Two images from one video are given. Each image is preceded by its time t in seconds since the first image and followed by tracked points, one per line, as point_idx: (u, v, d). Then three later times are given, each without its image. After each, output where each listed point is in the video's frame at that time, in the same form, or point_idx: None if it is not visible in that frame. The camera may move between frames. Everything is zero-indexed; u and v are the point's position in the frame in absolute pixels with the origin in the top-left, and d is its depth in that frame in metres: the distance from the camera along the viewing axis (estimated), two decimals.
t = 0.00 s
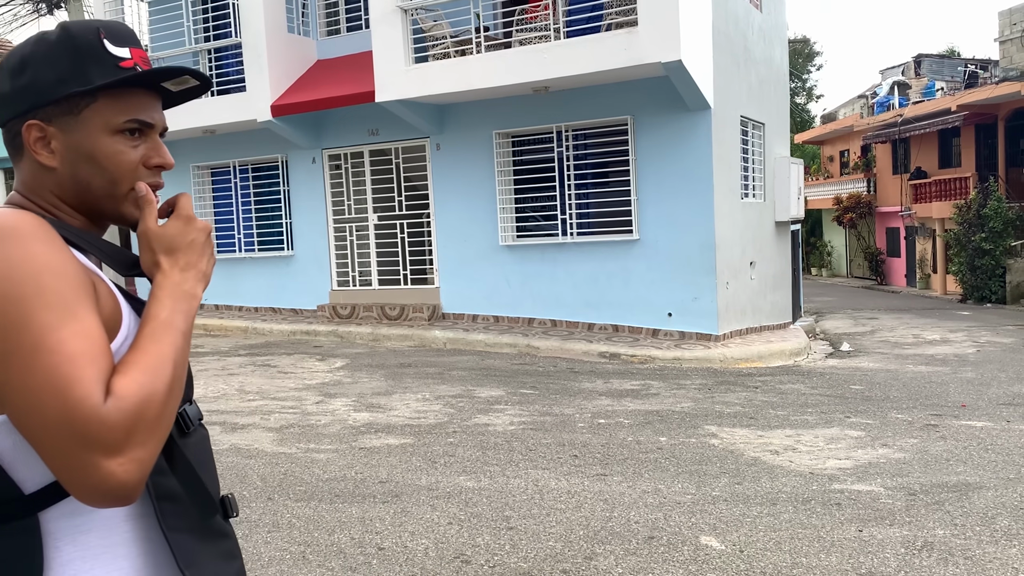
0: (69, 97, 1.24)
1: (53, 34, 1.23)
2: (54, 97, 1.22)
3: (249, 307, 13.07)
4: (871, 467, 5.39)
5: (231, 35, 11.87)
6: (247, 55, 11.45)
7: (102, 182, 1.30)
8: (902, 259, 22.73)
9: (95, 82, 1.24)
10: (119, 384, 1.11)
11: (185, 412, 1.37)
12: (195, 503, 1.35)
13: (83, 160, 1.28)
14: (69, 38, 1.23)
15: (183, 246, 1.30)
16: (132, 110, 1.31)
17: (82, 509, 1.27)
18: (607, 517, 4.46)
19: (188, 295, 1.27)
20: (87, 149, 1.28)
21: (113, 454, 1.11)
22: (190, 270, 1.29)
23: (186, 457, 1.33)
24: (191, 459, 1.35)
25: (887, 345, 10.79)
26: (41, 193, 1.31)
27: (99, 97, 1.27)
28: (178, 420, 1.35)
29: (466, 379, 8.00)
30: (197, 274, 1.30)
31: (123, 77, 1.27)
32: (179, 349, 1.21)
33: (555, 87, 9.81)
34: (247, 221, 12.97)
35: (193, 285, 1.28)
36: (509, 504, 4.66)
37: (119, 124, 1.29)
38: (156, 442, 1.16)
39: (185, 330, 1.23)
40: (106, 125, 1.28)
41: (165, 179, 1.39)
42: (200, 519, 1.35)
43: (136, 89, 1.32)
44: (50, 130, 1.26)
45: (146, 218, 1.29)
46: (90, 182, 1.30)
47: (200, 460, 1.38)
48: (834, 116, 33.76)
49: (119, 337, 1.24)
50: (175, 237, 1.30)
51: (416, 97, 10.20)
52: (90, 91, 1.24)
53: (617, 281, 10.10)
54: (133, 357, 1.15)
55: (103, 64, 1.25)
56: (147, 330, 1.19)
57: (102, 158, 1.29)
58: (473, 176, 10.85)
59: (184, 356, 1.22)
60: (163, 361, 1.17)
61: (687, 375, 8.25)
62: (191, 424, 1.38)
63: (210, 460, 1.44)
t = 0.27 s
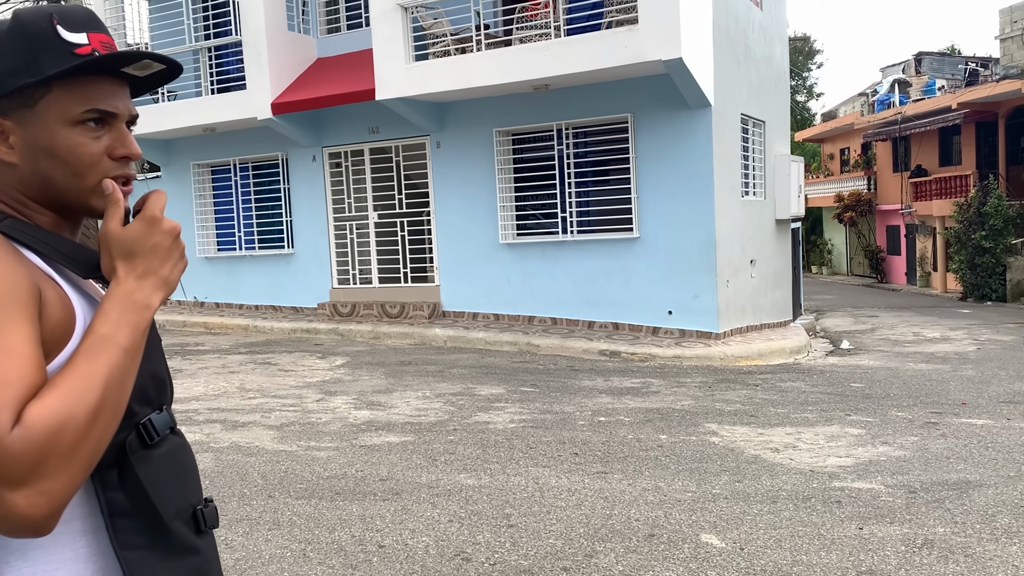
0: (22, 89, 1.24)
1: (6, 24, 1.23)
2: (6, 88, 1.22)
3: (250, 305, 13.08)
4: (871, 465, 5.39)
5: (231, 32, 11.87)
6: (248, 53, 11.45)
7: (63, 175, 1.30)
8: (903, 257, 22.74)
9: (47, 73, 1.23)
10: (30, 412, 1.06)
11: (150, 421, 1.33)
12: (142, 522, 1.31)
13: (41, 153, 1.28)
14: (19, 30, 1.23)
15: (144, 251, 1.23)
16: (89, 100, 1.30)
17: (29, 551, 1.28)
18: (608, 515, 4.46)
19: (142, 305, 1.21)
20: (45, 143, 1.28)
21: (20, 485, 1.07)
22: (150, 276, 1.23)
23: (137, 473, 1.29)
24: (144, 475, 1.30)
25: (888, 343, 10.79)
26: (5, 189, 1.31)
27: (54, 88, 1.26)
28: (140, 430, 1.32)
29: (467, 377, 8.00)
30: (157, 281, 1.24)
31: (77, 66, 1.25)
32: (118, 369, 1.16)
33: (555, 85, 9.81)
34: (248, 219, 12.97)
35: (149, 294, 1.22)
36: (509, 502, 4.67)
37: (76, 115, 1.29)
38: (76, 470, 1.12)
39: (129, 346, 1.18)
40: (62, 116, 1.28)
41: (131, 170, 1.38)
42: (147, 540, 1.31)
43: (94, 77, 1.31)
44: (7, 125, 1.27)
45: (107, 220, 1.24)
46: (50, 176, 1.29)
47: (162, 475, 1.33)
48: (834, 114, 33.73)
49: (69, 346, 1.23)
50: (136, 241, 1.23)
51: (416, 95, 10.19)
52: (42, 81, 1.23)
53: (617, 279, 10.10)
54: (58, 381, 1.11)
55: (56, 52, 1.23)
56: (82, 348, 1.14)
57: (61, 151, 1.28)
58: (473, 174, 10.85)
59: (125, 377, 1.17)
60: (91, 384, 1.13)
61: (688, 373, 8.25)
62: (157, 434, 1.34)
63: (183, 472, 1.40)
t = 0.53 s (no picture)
0: None
1: None
2: None
3: (254, 304, 13.10)
4: (875, 464, 5.39)
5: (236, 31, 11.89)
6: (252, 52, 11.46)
7: (28, 171, 1.22)
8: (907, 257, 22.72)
9: None
10: None
11: (111, 437, 1.25)
12: (93, 546, 1.23)
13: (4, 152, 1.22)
14: None
15: (99, 261, 1.14)
16: (48, 91, 1.23)
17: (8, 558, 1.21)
18: (611, 513, 4.47)
19: (94, 322, 1.13)
20: (7, 140, 1.21)
21: None
22: (105, 289, 1.15)
23: (85, 495, 1.21)
24: (94, 497, 1.22)
25: (891, 342, 10.78)
26: None
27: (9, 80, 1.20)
28: (99, 448, 1.23)
29: (470, 375, 8.02)
30: (112, 294, 1.16)
31: (30, 50, 1.18)
32: (61, 397, 1.10)
33: (559, 84, 9.80)
34: (252, 218, 12.99)
35: (103, 309, 1.14)
36: (513, 500, 4.67)
37: (35, 107, 1.22)
38: (12, 506, 1.08)
39: (75, 370, 1.11)
40: (21, 110, 1.21)
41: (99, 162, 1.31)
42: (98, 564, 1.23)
43: (49, 67, 1.24)
44: None
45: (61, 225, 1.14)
46: (14, 173, 1.22)
47: (121, 495, 1.25)
48: (838, 113, 33.70)
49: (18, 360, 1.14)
50: (89, 249, 1.13)
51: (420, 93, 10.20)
52: None
53: (621, 278, 10.10)
54: None
55: (9, 40, 1.16)
56: (23, 373, 1.08)
57: (24, 147, 1.21)
58: (477, 173, 10.86)
59: (70, 405, 1.11)
60: (27, 415, 1.07)
61: (691, 372, 8.25)
62: (119, 452, 1.25)
63: (150, 490, 1.32)
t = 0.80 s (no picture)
0: None
1: None
2: None
3: (260, 303, 13.12)
4: (883, 465, 5.38)
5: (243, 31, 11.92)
6: (258, 52, 11.48)
7: (21, 169, 1.19)
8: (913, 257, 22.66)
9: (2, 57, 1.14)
10: None
11: (88, 452, 1.20)
12: (71, 563, 1.18)
13: None
14: None
15: (82, 277, 1.11)
16: (44, 86, 1.21)
17: None
18: (619, 513, 4.46)
19: (77, 342, 1.10)
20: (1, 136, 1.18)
21: None
22: (88, 306, 1.12)
23: (62, 513, 1.16)
24: (71, 514, 1.17)
25: (898, 343, 10.74)
26: None
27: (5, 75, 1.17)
28: (76, 465, 1.19)
29: (477, 374, 8.03)
30: (96, 311, 1.12)
31: (30, 45, 1.15)
32: (44, 419, 1.07)
33: (566, 83, 9.80)
34: (259, 217, 13.01)
35: (86, 327, 1.11)
36: (520, 499, 4.66)
37: (33, 102, 1.20)
38: None
39: (57, 392, 1.08)
40: (18, 106, 1.19)
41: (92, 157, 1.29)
42: None
43: (44, 62, 1.21)
44: None
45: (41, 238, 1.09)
46: (7, 171, 1.19)
47: (98, 510, 1.21)
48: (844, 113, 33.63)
49: None
50: (72, 265, 1.10)
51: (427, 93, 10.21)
52: None
53: (627, 278, 10.10)
54: None
55: (8, 32, 1.14)
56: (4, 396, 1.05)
57: (18, 144, 1.19)
58: (483, 172, 10.87)
59: (52, 428, 1.08)
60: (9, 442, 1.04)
61: (698, 372, 8.24)
62: (96, 467, 1.21)
63: (126, 504, 1.27)
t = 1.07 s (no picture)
0: None
1: None
2: None
3: (266, 303, 13.15)
4: (889, 464, 5.36)
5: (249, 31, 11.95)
6: (265, 52, 11.51)
7: (15, 175, 1.16)
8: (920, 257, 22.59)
9: None
10: None
11: (101, 453, 1.21)
12: (92, 561, 1.19)
13: None
14: None
15: (102, 281, 1.11)
16: (42, 91, 1.17)
17: None
18: (625, 512, 4.46)
19: (99, 344, 1.10)
20: None
21: None
22: (109, 309, 1.12)
23: (81, 511, 1.17)
24: (90, 512, 1.18)
25: (905, 343, 10.71)
26: None
27: None
28: (91, 465, 1.19)
29: (483, 373, 8.03)
30: (117, 313, 1.13)
31: (26, 51, 1.11)
32: (72, 421, 1.07)
33: (572, 82, 9.79)
34: (265, 217, 13.04)
35: (108, 330, 1.11)
36: (526, 498, 4.67)
37: (29, 107, 1.16)
38: (25, 537, 1.04)
39: (84, 394, 1.08)
40: (12, 110, 1.15)
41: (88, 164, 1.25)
42: None
43: (40, 65, 1.17)
44: None
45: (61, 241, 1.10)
46: None
47: (113, 509, 1.22)
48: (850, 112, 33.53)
49: (14, 382, 1.08)
50: (93, 268, 1.10)
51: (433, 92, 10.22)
52: None
53: (633, 277, 10.09)
54: (9, 444, 1.02)
55: (3, 37, 1.09)
56: (32, 399, 1.04)
57: (13, 150, 1.15)
58: (489, 172, 10.88)
59: (79, 430, 1.08)
60: (44, 444, 1.04)
61: (704, 371, 8.24)
62: (110, 467, 1.22)
63: (135, 504, 1.28)
